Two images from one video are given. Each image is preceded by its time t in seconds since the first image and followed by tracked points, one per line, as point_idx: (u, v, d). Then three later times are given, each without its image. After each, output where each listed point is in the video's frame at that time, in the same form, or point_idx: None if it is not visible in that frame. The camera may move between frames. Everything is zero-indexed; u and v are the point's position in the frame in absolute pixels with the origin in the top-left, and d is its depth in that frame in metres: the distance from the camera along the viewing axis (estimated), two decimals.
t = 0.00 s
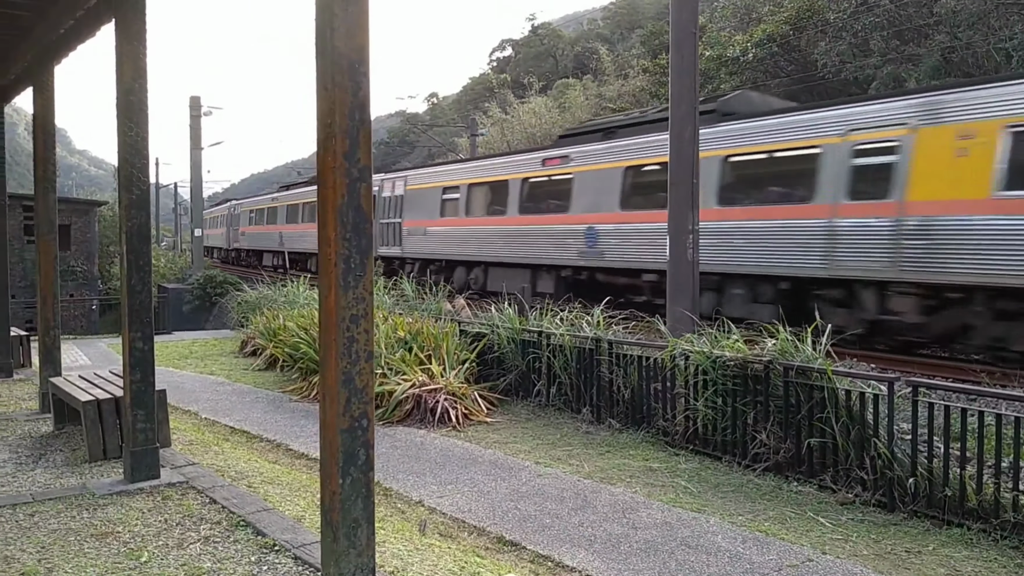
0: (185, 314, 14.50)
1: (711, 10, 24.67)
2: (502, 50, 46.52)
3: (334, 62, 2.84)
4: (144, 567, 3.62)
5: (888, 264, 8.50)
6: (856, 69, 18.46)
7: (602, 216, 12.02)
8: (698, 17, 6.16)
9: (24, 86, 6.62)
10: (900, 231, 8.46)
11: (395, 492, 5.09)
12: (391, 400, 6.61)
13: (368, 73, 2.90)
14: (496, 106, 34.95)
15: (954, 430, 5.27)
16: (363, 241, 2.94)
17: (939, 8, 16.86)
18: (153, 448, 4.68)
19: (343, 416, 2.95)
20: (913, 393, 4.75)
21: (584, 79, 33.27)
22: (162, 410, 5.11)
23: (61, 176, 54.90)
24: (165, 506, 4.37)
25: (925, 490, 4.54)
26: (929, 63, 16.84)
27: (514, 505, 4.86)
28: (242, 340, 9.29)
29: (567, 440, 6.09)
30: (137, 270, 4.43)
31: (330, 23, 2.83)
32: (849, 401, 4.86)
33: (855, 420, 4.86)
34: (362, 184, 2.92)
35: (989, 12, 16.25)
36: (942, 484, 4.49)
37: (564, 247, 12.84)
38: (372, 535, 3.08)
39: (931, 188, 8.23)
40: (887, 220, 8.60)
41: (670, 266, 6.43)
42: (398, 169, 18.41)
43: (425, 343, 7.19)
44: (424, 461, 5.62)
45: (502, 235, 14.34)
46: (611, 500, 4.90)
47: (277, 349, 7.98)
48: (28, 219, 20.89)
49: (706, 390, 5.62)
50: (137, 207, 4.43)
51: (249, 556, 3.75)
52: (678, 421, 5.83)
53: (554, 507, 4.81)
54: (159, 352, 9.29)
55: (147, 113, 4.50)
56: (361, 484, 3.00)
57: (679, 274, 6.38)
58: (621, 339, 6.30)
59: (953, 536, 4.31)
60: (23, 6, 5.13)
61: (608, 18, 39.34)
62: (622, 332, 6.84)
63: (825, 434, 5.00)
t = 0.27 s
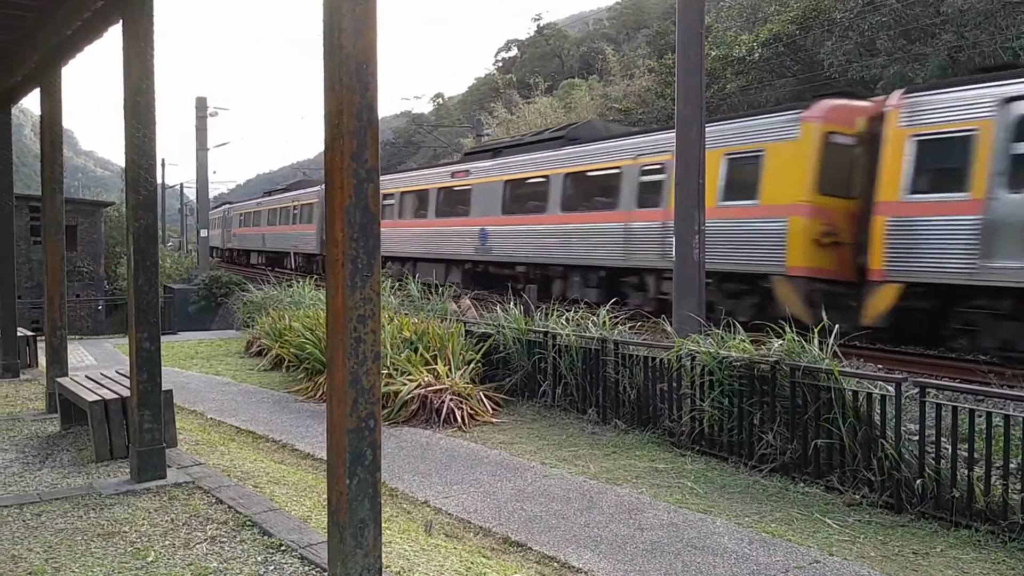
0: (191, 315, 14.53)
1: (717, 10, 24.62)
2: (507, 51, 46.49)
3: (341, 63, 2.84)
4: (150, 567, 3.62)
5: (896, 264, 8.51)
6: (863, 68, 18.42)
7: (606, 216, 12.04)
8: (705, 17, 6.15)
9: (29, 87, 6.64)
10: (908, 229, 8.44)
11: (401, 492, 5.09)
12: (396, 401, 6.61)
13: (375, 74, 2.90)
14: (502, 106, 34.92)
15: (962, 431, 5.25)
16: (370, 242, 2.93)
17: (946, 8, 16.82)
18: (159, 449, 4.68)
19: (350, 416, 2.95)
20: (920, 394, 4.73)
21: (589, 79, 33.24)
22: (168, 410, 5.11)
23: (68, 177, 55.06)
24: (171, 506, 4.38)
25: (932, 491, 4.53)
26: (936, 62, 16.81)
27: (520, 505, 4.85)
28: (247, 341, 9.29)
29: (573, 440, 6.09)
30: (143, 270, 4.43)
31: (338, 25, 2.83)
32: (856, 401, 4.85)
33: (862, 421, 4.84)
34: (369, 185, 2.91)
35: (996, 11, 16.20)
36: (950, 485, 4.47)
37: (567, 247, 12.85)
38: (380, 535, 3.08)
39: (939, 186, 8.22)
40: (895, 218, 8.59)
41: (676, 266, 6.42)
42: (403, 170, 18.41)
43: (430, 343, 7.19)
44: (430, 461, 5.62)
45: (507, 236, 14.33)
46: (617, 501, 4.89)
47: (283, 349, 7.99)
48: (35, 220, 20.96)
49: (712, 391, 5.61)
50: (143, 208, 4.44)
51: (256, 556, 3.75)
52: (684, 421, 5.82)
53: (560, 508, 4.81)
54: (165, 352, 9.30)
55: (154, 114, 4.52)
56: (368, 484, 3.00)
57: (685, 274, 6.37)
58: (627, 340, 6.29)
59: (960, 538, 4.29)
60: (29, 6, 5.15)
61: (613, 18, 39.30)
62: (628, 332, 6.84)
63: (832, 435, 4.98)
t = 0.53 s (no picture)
0: (197, 315, 14.56)
1: (723, 9, 24.58)
2: (513, 51, 46.43)
3: (348, 63, 2.84)
4: (157, 567, 3.63)
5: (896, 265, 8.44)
6: (870, 68, 18.37)
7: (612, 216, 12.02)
8: (711, 17, 6.15)
9: (36, 88, 6.66)
10: (912, 230, 8.36)
11: (406, 493, 5.09)
12: (401, 402, 6.60)
13: (382, 74, 2.89)
14: (507, 106, 34.90)
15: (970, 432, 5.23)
16: (377, 242, 2.93)
17: (954, 7, 16.78)
18: (165, 449, 4.69)
19: (357, 417, 2.94)
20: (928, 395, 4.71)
21: (595, 79, 33.21)
22: (175, 411, 5.11)
23: (75, 177, 55.25)
24: (177, 506, 4.38)
25: (940, 493, 4.51)
26: (944, 62, 16.76)
27: (525, 506, 4.85)
28: (253, 341, 9.30)
29: (578, 442, 6.08)
30: (150, 270, 4.43)
31: (345, 25, 2.83)
32: (864, 403, 4.83)
33: (870, 422, 4.82)
34: (376, 186, 2.91)
35: (1004, 11, 16.14)
36: (958, 487, 4.45)
37: (574, 248, 12.83)
38: (386, 536, 3.08)
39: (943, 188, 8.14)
40: (900, 219, 8.51)
41: (682, 266, 6.41)
42: (408, 171, 18.43)
43: (436, 344, 7.19)
44: (435, 462, 5.62)
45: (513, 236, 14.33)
46: (622, 502, 4.88)
47: (289, 350, 8.00)
48: (42, 220, 21.04)
49: (718, 392, 5.60)
50: (150, 209, 4.44)
51: (261, 557, 3.75)
52: (690, 423, 5.81)
53: (565, 509, 4.80)
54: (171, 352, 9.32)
55: (161, 115, 4.53)
56: (375, 484, 3.00)
57: (692, 274, 6.36)
58: (632, 341, 6.29)
59: (968, 540, 4.27)
60: (36, 7, 5.17)
61: (619, 18, 39.23)
62: (634, 333, 6.83)
63: (839, 437, 4.97)
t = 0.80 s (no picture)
0: (205, 315, 14.60)
1: (731, 10, 24.55)
2: (521, 52, 46.40)
3: (356, 63, 2.83)
4: (165, 567, 3.63)
5: (903, 266, 8.30)
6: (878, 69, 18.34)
7: (619, 217, 12.01)
8: (720, 18, 6.14)
9: (45, 88, 6.69)
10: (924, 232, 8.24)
11: (413, 493, 5.09)
12: (408, 402, 6.60)
13: (388, 74, 2.89)
14: (515, 107, 34.92)
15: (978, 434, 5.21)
16: (384, 243, 2.93)
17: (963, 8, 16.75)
18: (173, 449, 4.70)
19: (364, 418, 2.94)
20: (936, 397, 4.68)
21: (602, 80, 33.19)
22: (183, 411, 5.12)
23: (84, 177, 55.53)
24: (185, 507, 4.39)
25: (949, 496, 4.48)
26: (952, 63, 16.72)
27: (531, 508, 4.84)
28: (260, 342, 9.32)
29: (585, 443, 6.06)
30: (158, 271, 4.44)
31: (353, 25, 2.82)
32: (871, 405, 4.81)
33: (877, 424, 4.80)
34: (383, 186, 2.91)
35: (1014, 12, 16.09)
36: (967, 490, 4.42)
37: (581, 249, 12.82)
38: (394, 536, 3.08)
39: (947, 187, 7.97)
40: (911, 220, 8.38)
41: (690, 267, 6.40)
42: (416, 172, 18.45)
43: (442, 345, 7.19)
44: (441, 462, 5.62)
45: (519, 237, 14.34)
46: (629, 504, 4.87)
47: (296, 350, 8.01)
48: (50, 221, 21.12)
49: (726, 393, 5.58)
50: (158, 208, 4.45)
51: (269, 557, 3.76)
52: (698, 424, 5.80)
53: (572, 510, 4.79)
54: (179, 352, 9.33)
55: (170, 115, 4.54)
56: (382, 485, 3.00)
57: (700, 275, 6.34)
58: (639, 342, 6.28)
59: (976, 543, 4.25)
60: (45, 7, 5.19)
61: (627, 19, 39.21)
62: (641, 334, 6.81)
63: (847, 438, 4.95)
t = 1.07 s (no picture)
0: (214, 316, 14.65)
1: (740, 10, 24.50)
2: (530, 54, 46.37)
3: (366, 63, 2.83)
4: (175, 567, 3.64)
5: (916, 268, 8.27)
6: (888, 70, 18.27)
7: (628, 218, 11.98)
8: (729, 18, 6.12)
9: (56, 89, 6.73)
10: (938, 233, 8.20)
11: (422, 494, 5.08)
12: (417, 403, 6.60)
13: (399, 74, 2.89)
14: (524, 108, 34.91)
15: (990, 436, 5.16)
16: (395, 244, 2.93)
17: (974, 8, 16.68)
18: (183, 449, 4.71)
19: (374, 418, 2.94)
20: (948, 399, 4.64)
21: (612, 81, 33.15)
22: (192, 411, 5.13)
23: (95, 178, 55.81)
24: (195, 507, 4.40)
25: (959, 498, 4.45)
26: (963, 63, 16.65)
27: (540, 509, 4.83)
28: (270, 342, 9.34)
29: (594, 444, 6.05)
30: (168, 271, 4.45)
31: (363, 25, 2.82)
32: (882, 406, 4.78)
33: (888, 426, 4.77)
34: (394, 187, 2.91)
35: None
36: (978, 492, 4.39)
37: (590, 250, 12.80)
38: (402, 537, 3.07)
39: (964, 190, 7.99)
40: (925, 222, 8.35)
41: (699, 268, 6.38)
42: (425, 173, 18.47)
43: (451, 346, 7.19)
44: (450, 463, 5.62)
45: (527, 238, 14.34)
46: (639, 505, 4.86)
47: (305, 351, 8.02)
48: (61, 222, 21.22)
49: (735, 395, 5.56)
50: (169, 209, 4.46)
51: (278, 557, 3.76)
52: (707, 425, 5.78)
53: (581, 512, 4.78)
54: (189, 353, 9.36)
55: (180, 115, 4.55)
56: (392, 486, 3.00)
57: (709, 277, 6.32)
58: (649, 343, 6.27)
59: (987, 546, 4.21)
60: (56, 9, 5.23)
61: (636, 20, 39.18)
62: (650, 335, 6.80)
63: (857, 440, 4.92)
